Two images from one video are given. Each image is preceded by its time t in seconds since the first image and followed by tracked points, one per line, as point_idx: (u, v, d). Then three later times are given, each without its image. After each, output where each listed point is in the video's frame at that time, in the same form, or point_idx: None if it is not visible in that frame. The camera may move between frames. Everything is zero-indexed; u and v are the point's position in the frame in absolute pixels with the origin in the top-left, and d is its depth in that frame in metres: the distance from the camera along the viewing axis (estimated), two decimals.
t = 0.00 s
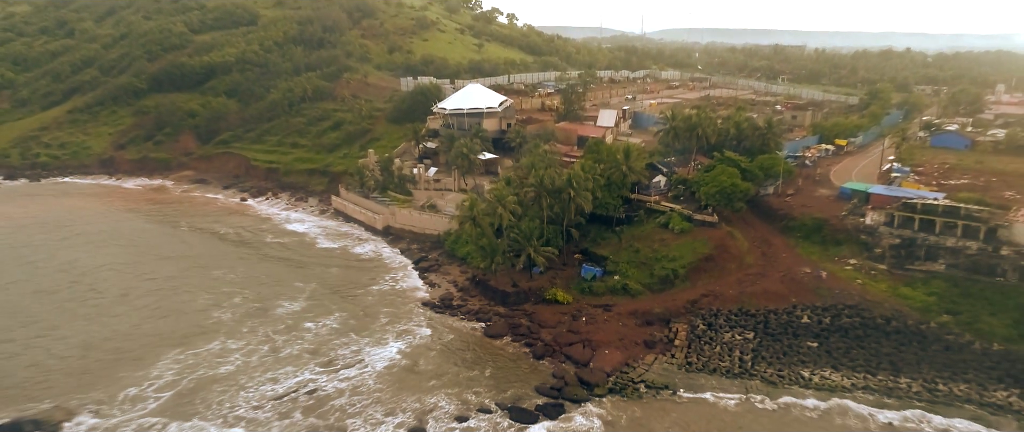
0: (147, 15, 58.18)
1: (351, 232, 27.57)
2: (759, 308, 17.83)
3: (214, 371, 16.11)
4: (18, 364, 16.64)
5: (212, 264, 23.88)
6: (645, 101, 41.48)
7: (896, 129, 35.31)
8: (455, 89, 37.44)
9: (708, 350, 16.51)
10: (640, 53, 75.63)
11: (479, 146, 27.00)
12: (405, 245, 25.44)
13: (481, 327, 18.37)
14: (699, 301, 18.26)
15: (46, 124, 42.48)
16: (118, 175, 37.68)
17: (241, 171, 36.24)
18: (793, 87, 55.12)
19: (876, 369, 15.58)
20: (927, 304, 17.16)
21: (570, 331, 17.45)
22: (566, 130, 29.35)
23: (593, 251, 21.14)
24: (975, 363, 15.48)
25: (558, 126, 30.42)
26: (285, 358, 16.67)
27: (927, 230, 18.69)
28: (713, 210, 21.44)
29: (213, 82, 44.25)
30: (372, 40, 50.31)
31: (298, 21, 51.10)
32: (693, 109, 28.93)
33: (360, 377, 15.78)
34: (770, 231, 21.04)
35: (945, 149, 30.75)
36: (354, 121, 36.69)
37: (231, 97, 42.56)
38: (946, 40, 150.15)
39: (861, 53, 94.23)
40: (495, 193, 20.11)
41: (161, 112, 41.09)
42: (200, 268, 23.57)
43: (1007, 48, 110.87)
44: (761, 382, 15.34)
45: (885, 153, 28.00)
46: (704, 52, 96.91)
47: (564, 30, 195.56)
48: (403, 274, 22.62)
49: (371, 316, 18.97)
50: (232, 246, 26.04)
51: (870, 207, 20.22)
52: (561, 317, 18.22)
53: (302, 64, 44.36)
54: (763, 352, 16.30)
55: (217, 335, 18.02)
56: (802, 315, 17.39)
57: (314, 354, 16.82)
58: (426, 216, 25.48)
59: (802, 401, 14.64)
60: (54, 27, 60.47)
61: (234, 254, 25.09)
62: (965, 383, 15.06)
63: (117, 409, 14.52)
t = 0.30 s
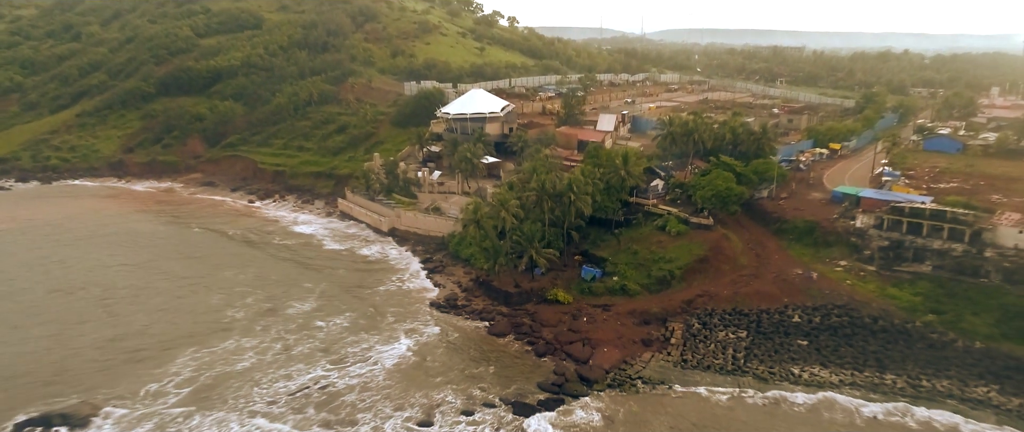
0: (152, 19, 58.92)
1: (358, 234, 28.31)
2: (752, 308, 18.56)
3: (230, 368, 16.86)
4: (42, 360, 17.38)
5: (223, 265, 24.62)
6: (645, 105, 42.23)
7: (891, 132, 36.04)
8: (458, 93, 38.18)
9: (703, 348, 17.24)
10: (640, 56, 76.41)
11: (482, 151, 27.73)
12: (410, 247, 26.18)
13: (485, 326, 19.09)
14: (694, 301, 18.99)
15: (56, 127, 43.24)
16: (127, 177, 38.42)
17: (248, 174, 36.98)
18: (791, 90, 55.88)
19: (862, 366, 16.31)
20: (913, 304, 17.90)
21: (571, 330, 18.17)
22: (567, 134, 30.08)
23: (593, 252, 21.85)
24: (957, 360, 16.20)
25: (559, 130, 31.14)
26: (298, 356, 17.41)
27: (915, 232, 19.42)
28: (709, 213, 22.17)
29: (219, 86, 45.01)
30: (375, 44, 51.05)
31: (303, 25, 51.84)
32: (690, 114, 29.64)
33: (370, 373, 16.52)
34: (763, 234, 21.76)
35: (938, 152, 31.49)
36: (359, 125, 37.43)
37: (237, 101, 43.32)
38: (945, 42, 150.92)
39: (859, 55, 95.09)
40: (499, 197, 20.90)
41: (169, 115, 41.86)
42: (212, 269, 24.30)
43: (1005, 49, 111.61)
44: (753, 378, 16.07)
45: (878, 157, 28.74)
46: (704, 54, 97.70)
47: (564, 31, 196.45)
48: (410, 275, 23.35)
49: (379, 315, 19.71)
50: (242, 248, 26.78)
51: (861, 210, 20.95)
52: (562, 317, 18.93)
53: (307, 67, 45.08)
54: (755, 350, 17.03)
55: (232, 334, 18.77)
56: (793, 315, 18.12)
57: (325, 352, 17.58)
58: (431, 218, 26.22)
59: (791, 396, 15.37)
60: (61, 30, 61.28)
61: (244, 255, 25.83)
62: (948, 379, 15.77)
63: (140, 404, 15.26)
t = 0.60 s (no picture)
0: (158, 23, 59.74)
1: (363, 235, 29.05)
2: (745, 308, 19.29)
3: (245, 364, 17.62)
4: (64, 357, 18.11)
5: (233, 266, 25.36)
6: (644, 108, 42.98)
7: (885, 136, 36.77)
8: (460, 97, 38.92)
9: (698, 346, 17.96)
10: (640, 59, 77.19)
11: (484, 154, 28.44)
12: (415, 248, 26.92)
13: (489, 325, 19.80)
14: (690, 301, 19.70)
15: (65, 130, 44.00)
16: (136, 180, 39.15)
17: (255, 176, 37.71)
18: (788, 93, 56.63)
19: (850, 363, 17.03)
20: (900, 304, 18.62)
21: (571, 328, 18.88)
22: (567, 138, 30.80)
23: (593, 254, 22.55)
24: (941, 357, 16.92)
25: (560, 134, 31.86)
26: (309, 353, 18.14)
27: (903, 235, 20.19)
28: (705, 216, 22.90)
29: (225, 89, 45.76)
30: (378, 48, 51.78)
31: (307, 29, 52.59)
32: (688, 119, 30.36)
33: (379, 370, 17.25)
34: (758, 236, 22.47)
35: (930, 156, 32.23)
36: (364, 128, 38.15)
37: (243, 104, 44.06)
38: (944, 42, 151.61)
39: (857, 57, 95.88)
40: (502, 200, 21.67)
41: (176, 118, 42.62)
42: (223, 269, 25.03)
43: (1004, 51, 112.44)
44: (745, 375, 16.80)
45: (870, 160, 29.47)
46: (703, 56, 98.53)
47: (563, 32, 197.08)
48: (415, 276, 24.08)
49: (386, 315, 20.45)
50: (251, 248, 27.50)
51: (852, 213, 21.71)
52: (562, 316, 19.65)
53: (312, 71, 45.82)
54: (748, 348, 17.76)
55: (245, 332, 19.51)
56: (784, 314, 18.85)
57: (335, 350, 18.30)
58: (435, 220, 26.97)
59: (782, 392, 16.09)
60: (68, 34, 62.11)
61: (253, 256, 26.57)
62: (932, 376, 16.48)
63: (160, 398, 16.01)
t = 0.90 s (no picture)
0: (163, 26, 60.52)
1: (369, 236, 29.77)
2: (739, 307, 20.02)
3: (258, 361, 18.35)
4: (83, 355, 18.82)
5: (243, 267, 26.07)
6: (643, 111, 43.71)
7: (878, 139, 37.51)
8: (463, 101, 39.64)
9: (693, 344, 18.68)
10: (639, 61, 77.96)
11: (487, 158, 29.14)
12: (420, 249, 27.66)
13: (492, 324, 20.52)
14: (687, 300, 20.43)
15: (73, 133, 44.72)
16: (144, 182, 39.84)
17: (261, 178, 38.42)
18: (785, 96, 57.38)
19: (839, 361, 17.76)
20: (888, 304, 19.34)
21: (571, 327, 19.60)
22: (567, 142, 31.54)
23: (592, 255, 23.27)
24: (926, 355, 17.64)
25: (560, 138, 32.60)
26: (319, 351, 18.86)
27: (892, 237, 20.94)
28: (701, 219, 23.62)
29: (231, 93, 46.48)
30: (381, 51, 52.50)
31: (310, 32, 53.33)
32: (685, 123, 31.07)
33: (388, 368, 17.96)
34: (752, 238, 23.20)
35: (923, 159, 32.98)
36: (368, 131, 38.87)
37: (249, 108, 44.79)
38: (942, 43, 152.25)
39: (855, 59, 96.61)
40: (504, 204, 22.40)
41: (183, 121, 43.34)
42: (233, 270, 25.74)
43: (1003, 52, 113.06)
44: (738, 372, 17.53)
45: (863, 164, 30.22)
46: (703, 58, 99.36)
47: (563, 32, 197.67)
48: (420, 277, 24.80)
49: (393, 314, 21.17)
50: (259, 249, 28.21)
51: (843, 216, 22.44)
52: (563, 315, 20.38)
53: (316, 74, 46.52)
54: (741, 346, 18.48)
55: (257, 331, 20.24)
56: (777, 313, 19.57)
57: (344, 348, 19.04)
58: (439, 222, 27.70)
59: (774, 388, 16.80)
60: (74, 37, 62.88)
61: (262, 257, 27.29)
62: (917, 372, 17.20)
63: (178, 393, 16.73)
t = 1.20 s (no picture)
0: (168, 29, 61.27)
1: (374, 238, 30.51)
2: (734, 307, 20.76)
3: (271, 359, 19.09)
4: (102, 353, 19.56)
5: (253, 267, 26.83)
6: (642, 115, 44.45)
7: (873, 142, 38.25)
8: (465, 104, 40.39)
9: (689, 342, 19.41)
10: (639, 64, 78.77)
11: (490, 161, 29.87)
12: (424, 250, 28.40)
13: (495, 324, 21.24)
14: (683, 300, 21.16)
15: (81, 136, 45.45)
16: (152, 184, 40.57)
17: (267, 180, 39.14)
18: (783, 98, 58.13)
19: (829, 358, 18.50)
20: (877, 304, 20.06)
21: (572, 326, 20.32)
22: (568, 146, 32.27)
23: (592, 256, 24.00)
24: (912, 352, 18.37)
25: (561, 142, 33.34)
26: (329, 349, 19.60)
27: (882, 239, 21.66)
28: (697, 221, 24.32)
29: (236, 96, 47.23)
30: (384, 54, 53.26)
31: (314, 36, 54.08)
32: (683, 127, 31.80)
33: (396, 365, 18.68)
34: (747, 240, 23.91)
35: (915, 162, 33.71)
36: (372, 134, 39.62)
37: (254, 110, 45.54)
38: (942, 43, 152.87)
39: (854, 61, 97.38)
40: (507, 206, 23.14)
41: (190, 124, 44.10)
42: (243, 270, 26.47)
43: (1002, 53, 113.65)
44: (732, 369, 18.26)
45: (857, 167, 30.95)
46: (702, 60, 100.22)
47: (563, 33, 198.42)
48: (424, 278, 25.52)
49: (399, 314, 21.90)
50: (268, 250, 28.96)
51: (835, 219, 23.18)
52: (564, 315, 21.10)
53: (320, 78, 47.27)
54: (735, 344, 19.21)
55: (269, 329, 20.98)
56: (770, 313, 20.30)
57: (353, 346, 19.78)
58: (443, 224, 28.45)
59: (766, 385, 17.51)
60: (80, 40, 63.67)
61: (270, 258, 28.03)
62: (903, 370, 17.92)
63: (195, 389, 17.48)
